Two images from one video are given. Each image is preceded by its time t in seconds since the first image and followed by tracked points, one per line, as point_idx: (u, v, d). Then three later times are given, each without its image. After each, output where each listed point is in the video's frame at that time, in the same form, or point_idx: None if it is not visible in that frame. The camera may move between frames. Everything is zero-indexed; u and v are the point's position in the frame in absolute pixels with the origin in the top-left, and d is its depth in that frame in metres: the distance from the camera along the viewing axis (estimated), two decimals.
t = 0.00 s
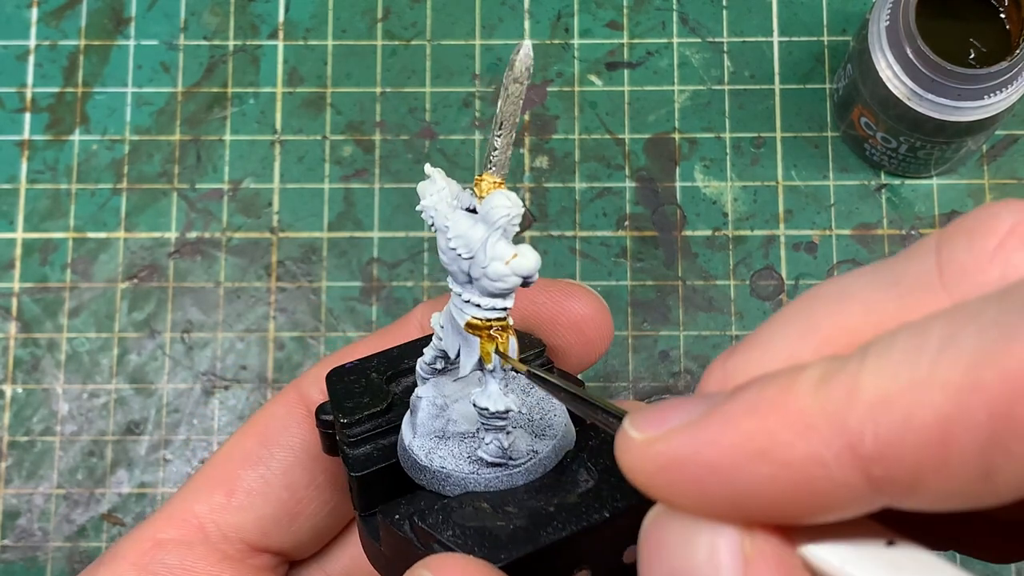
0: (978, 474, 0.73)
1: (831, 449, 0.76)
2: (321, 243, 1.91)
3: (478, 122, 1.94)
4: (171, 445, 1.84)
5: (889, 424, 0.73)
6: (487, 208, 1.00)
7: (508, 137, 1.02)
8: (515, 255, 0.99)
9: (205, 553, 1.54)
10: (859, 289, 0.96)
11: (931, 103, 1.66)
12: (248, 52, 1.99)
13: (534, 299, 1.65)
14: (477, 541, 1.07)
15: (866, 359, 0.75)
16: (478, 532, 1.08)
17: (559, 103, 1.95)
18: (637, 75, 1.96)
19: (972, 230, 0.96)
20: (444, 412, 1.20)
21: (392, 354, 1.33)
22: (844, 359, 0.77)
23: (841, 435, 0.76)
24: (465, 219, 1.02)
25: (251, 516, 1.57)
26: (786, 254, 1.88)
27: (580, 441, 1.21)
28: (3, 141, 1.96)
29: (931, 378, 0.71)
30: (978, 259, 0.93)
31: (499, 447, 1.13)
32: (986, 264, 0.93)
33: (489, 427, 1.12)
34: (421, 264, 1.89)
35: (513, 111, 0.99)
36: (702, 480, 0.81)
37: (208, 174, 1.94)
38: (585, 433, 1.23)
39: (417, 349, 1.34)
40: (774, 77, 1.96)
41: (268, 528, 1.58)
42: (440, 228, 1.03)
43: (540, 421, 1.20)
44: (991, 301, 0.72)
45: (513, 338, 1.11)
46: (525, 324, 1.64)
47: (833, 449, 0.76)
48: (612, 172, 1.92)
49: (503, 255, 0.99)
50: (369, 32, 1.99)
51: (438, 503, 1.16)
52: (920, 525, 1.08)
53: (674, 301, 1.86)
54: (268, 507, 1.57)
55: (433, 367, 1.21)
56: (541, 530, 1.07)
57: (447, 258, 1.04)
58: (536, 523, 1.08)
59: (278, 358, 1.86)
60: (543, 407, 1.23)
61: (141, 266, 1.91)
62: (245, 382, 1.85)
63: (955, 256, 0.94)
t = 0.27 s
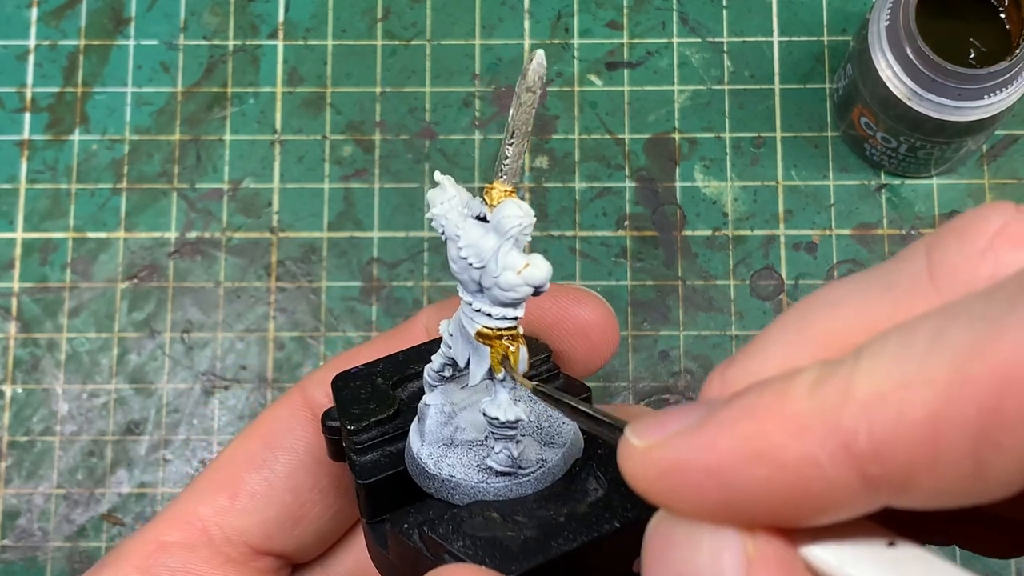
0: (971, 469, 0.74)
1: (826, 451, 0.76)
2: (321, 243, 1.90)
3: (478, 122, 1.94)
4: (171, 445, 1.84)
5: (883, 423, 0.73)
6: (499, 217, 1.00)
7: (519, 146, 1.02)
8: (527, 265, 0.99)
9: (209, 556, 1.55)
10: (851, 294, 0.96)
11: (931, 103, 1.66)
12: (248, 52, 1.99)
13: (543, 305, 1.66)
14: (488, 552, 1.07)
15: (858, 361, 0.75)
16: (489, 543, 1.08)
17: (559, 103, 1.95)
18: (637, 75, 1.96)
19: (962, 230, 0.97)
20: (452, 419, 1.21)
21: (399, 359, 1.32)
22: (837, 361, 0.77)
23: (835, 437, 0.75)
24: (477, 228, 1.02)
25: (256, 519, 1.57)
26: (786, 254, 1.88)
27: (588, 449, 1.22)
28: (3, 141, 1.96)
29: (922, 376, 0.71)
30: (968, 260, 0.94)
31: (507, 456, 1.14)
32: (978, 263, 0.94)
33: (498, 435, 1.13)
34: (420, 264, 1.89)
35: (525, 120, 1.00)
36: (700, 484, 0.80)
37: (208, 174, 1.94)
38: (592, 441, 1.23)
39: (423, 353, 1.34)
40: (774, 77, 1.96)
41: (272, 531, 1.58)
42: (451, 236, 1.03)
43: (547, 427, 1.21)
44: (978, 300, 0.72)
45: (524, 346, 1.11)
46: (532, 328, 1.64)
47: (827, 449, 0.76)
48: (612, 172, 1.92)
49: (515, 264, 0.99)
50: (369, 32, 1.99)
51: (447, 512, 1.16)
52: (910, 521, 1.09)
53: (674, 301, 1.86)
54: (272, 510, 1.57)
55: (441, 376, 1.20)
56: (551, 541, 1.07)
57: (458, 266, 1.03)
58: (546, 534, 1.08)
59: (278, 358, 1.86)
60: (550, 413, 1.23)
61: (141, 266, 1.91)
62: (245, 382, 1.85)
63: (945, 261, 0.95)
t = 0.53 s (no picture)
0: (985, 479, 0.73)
1: (837, 459, 0.76)
2: (321, 243, 1.90)
3: (478, 122, 1.94)
4: (171, 445, 1.84)
5: (895, 430, 0.73)
6: (501, 220, 1.00)
7: (522, 148, 1.01)
8: (530, 267, 1.00)
9: (211, 556, 1.55)
10: (862, 296, 0.95)
11: (931, 103, 1.66)
12: (248, 52, 1.99)
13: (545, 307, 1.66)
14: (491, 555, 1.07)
15: (870, 367, 0.74)
16: (492, 545, 1.08)
17: (559, 103, 1.95)
18: (637, 75, 1.96)
19: (972, 236, 0.97)
20: (454, 421, 1.20)
21: (400, 361, 1.32)
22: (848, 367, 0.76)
23: (847, 444, 0.75)
24: (479, 230, 1.02)
25: (257, 520, 1.57)
26: (786, 254, 1.88)
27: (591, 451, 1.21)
28: (3, 141, 1.96)
29: (936, 385, 0.71)
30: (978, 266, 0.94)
31: (510, 458, 1.14)
32: (983, 270, 0.94)
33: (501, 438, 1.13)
34: (420, 264, 1.89)
35: (527, 122, 1.00)
36: (709, 491, 0.80)
37: (208, 174, 1.94)
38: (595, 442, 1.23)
39: (424, 355, 1.34)
40: (774, 77, 1.96)
41: (273, 531, 1.58)
42: (453, 238, 1.03)
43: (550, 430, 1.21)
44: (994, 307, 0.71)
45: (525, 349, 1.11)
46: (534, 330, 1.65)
47: (839, 457, 0.76)
48: (612, 172, 1.92)
49: (518, 266, 0.99)
50: (369, 32, 1.99)
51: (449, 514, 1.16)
52: (917, 529, 1.09)
53: (674, 301, 1.86)
54: (273, 511, 1.57)
55: (443, 378, 1.20)
56: (554, 544, 1.07)
57: (460, 269, 1.04)
58: (549, 537, 1.08)
59: (278, 358, 1.86)
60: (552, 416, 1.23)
61: (141, 266, 1.91)
62: (245, 382, 1.85)
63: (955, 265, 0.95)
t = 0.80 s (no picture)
0: (977, 481, 0.73)
1: (831, 461, 0.76)
2: (321, 243, 1.90)
3: (478, 122, 1.94)
4: (171, 445, 1.84)
5: (887, 433, 0.73)
6: (500, 219, 1.00)
7: (522, 148, 1.02)
8: (529, 267, 0.99)
9: (211, 556, 1.55)
10: (854, 303, 0.96)
11: (931, 103, 1.66)
12: (248, 52, 1.98)
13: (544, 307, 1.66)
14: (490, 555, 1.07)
15: (863, 371, 0.74)
16: (491, 545, 1.08)
17: (559, 103, 1.95)
18: (637, 75, 1.96)
19: (966, 240, 0.97)
20: (454, 421, 1.20)
21: (400, 361, 1.32)
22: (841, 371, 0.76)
23: (840, 447, 0.75)
24: (478, 230, 1.02)
25: (257, 520, 1.57)
26: (786, 254, 1.88)
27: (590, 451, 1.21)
28: (3, 141, 1.96)
29: (929, 387, 0.71)
30: (972, 271, 0.95)
31: (509, 458, 1.14)
32: (975, 274, 0.94)
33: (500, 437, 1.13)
34: (420, 263, 1.89)
35: (527, 122, 1.00)
36: (704, 496, 0.80)
37: (208, 174, 1.94)
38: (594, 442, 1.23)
39: (424, 355, 1.34)
40: (774, 78, 1.96)
41: (272, 531, 1.58)
42: (453, 238, 1.03)
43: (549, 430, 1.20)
44: (985, 311, 0.71)
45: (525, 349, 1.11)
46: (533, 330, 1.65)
47: (831, 460, 0.75)
48: (612, 171, 1.92)
49: (517, 265, 0.99)
50: (369, 32, 1.99)
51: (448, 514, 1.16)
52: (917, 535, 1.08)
53: (674, 300, 1.86)
54: (273, 511, 1.57)
55: (442, 377, 1.20)
56: (553, 544, 1.07)
57: (460, 269, 1.03)
58: (548, 537, 1.08)
59: (278, 358, 1.86)
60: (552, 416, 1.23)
61: (141, 266, 1.91)
62: (245, 382, 1.85)
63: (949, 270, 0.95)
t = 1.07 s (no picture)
0: None
1: (896, 472, 0.74)
2: (321, 243, 1.90)
3: (478, 122, 1.94)
4: (171, 445, 1.84)
5: (955, 446, 0.70)
6: (504, 222, 1.00)
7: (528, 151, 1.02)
8: (531, 270, 1.00)
9: (214, 559, 1.56)
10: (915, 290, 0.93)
11: (931, 103, 1.66)
12: (248, 52, 1.98)
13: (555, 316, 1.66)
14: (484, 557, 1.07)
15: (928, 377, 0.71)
16: (485, 548, 1.08)
17: (559, 103, 1.95)
18: (637, 75, 1.96)
19: None
20: (456, 424, 1.20)
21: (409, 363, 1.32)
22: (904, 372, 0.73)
23: (906, 458, 0.73)
24: (482, 232, 1.02)
25: (261, 524, 1.57)
26: (786, 254, 1.88)
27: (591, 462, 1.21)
28: (3, 141, 1.96)
29: (996, 398, 0.67)
30: None
31: (507, 462, 1.14)
32: None
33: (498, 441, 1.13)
34: (420, 264, 1.89)
35: (534, 124, 1.00)
36: (763, 506, 0.79)
37: (208, 174, 1.94)
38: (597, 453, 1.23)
39: (433, 358, 1.33)
40: (774, 77, 1.96)
41: (276, 537, 1.58)
42: (457, 240, 1.03)
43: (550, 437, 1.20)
44: None
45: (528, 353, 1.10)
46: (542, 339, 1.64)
47: (898, 471, 0.74)
48: (612, 172, 1.92)
49: (520, 268, 0.99)
50: (369, 32, 1.99)
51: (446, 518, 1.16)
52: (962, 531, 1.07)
53: (674, 300, 1.86)
54: (278, 516, 1.57)
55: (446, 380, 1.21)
56: (548, 549, 1.06)
57: (463, 271, 1.04)
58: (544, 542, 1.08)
59: (278, 358, 1.86)
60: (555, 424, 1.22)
61: (141, 266, 1.91)
62: (245, 382, 1.85)
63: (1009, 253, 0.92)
